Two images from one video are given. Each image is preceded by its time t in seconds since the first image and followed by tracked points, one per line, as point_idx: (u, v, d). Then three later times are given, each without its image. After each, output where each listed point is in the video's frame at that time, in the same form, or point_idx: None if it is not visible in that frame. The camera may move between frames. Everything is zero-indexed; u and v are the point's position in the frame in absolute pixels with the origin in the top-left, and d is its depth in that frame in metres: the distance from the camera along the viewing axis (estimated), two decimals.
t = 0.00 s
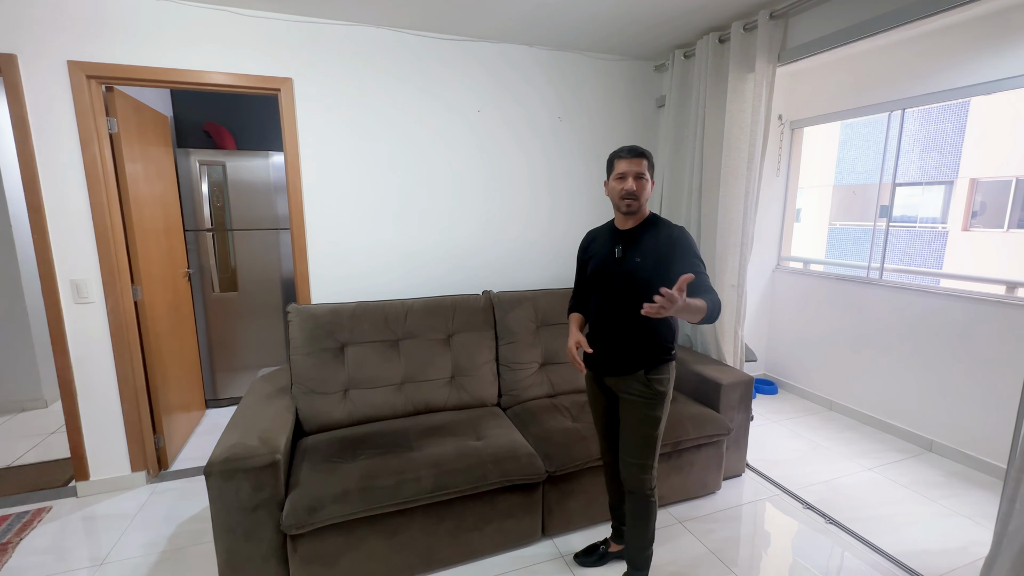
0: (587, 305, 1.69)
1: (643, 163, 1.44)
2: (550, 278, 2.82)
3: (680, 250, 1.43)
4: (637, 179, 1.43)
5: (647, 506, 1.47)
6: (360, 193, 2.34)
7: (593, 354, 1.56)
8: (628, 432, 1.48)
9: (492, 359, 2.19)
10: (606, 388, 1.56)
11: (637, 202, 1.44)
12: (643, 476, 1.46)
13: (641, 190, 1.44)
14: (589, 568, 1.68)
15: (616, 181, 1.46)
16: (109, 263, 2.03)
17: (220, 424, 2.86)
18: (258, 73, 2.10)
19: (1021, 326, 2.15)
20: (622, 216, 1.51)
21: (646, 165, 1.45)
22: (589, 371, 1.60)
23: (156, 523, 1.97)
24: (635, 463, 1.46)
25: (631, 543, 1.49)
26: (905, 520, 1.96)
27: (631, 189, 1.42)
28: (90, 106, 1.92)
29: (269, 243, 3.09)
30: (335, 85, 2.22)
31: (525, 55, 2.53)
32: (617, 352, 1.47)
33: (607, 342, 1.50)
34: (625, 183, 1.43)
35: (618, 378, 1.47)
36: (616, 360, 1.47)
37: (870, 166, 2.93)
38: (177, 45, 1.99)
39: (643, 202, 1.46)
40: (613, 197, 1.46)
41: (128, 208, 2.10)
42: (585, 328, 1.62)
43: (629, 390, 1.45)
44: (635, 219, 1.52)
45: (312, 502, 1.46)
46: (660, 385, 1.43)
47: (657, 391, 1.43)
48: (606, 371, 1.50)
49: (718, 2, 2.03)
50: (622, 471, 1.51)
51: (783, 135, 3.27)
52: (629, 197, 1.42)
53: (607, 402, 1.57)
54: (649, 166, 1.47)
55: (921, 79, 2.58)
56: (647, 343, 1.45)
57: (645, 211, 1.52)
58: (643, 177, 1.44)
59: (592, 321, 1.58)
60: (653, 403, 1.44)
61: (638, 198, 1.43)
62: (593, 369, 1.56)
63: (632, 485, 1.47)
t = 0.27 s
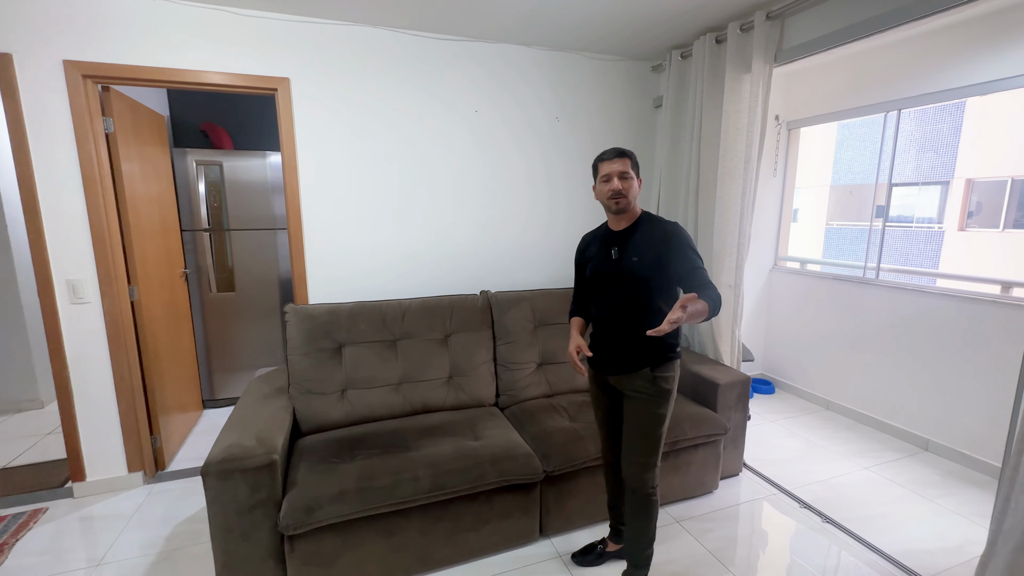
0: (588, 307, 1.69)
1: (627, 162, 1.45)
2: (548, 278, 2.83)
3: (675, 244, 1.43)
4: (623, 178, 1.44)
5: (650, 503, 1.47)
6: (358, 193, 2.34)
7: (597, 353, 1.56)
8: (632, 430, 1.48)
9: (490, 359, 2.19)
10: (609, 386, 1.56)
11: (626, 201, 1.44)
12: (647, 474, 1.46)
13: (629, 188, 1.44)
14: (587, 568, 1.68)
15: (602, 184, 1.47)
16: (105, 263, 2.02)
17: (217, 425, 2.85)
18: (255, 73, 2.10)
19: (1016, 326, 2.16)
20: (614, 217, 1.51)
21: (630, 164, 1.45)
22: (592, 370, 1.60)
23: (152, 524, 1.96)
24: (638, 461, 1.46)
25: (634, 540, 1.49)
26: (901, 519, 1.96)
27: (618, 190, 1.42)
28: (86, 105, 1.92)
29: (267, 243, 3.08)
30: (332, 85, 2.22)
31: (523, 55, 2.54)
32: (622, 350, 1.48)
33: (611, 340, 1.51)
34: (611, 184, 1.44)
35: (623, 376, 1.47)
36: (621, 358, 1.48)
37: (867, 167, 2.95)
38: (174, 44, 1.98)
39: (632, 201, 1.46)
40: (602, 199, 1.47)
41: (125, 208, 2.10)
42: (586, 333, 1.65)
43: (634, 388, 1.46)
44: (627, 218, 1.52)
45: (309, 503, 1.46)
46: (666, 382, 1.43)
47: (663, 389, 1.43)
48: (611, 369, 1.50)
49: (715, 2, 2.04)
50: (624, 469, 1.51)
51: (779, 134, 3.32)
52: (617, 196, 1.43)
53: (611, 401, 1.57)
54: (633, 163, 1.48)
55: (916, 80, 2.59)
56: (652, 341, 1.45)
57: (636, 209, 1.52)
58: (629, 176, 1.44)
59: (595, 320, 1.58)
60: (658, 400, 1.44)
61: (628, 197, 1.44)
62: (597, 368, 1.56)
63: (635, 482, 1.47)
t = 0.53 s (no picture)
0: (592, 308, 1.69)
1: (620, 163, 1.46)
2: (545, 278, 2.82)
3: (677, 241, 1.43)
4: (619, 179, 1.44)
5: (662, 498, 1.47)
6: (355, 193, 2.33)
7: (604, 351, 1.56)
8: (640, 427, 1.48)
9: (487, 359, 2.18)
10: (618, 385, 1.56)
11: (625, 201, 1.44)
12: (656, 471, 1.46)
13: (626, 188, 1.45)
14: (584, 568, 1.68)
15: (598, 187, 1.47)
16: (99, 263, 2.00)
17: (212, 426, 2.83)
18: (251, 72, 2.09)
19: (1010, 325, 2.18)
20: (614, 218, 1.51)
21: (622, 164, 1.47)
22: (600, 368, 1.60)
23: (148, 526, 1.95)
24: (649, 458, 1.46)
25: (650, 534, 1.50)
26: (897, 518, 1.97)
27: (617, 190, 1.43)
28: (80, 104, 1.90)
29: (262, 243, 3.07)
30: (328, 85, 2.21)
31: (520, 55, 2.53)
32: (630, 347, 1.47)
33: (618, 339, 1.51)
34: (608, 186, 1.44)
35: (631, 373, 1.47)
36: (629, 355, 1.47)
37: (862, 167, 2.96)
38: (169, 43, 1.97)
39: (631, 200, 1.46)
40: (601, 202, 1.46)
41: (119, 208, 2.08)
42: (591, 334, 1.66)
43: (642, 385, 1.45)
44: (627, 219, 1.52)
45: (306, 504, 1.45)
46: (674, 379, 1.43)
47: (671, 385, 1.43)
48: (618, 367, 1.51)
49: (711, 2, 2.04)
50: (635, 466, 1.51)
51: (775, 135, 3.32)
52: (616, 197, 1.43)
53: (620, 399, 1.58)
54: (626, 164, 1.49)
55: (912, 80, 2.60)
56: (660, 338, 1.44)
57: (635, 209, 1.52)
58: (624, 176, 1.45)
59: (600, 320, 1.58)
60: (668, 397, 1.43)
61: (626, 196, 1.44)
62: (605, 367, 1.57)
63: (648, 479, 1.47)
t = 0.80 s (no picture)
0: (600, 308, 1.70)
1: (637, 160, 1.46)
2: (541, 278, 2.82)
3: (689, 244, 1.45)
4: (633, 176, 1.45)
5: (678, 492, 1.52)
6: (350, 193, 2.32)
7: (610, 353, 1.57)
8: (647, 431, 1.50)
9: (483, 360, 2.18)
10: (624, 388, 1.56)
11: (637, 198, 1.46)
12: (667, 469, 1.50)
13: (640, 186, 1.45)
14: (581, 569, 1.68)
15: (613, 183, 1.49)
16: (90, 265, 1.98)
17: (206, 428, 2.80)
18: (244, 71, 2.07)
19: (1002, 324, 2.20)
20: (627, 215, 1.53)
21: (640, 162, 1.46)
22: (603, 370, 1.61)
23: (140, 530, 1.92)
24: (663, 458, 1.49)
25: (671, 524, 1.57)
26: (892, 516, 1.98)
27: (629, 187, 1.44)
28: (70, 104, 1.87)
29: (256, 244, 3.04)
30: (323, 84, 2.20)
31: (516, 55, 2.53)
32: (637, 352, 1.48)
33: (626, 341, 1.51)
34: (621, 182, 1.46)
35: (638, 377, 1.48)
36: (636, 360, 1.48)
37: (855, 167, 2.98)
38: (161, 42, 1.95)
39: (644, 198, 1.47)
40: (613, 198, 1.49)
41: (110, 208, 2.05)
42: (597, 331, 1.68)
43: (648, 391, 1.46)
44: (641, 216, 1.53)
45: (301, 507, 1.44)
46: (683, 380, 1.45)
47: (681, 387, 1.45)
48: (625, 371, 1.50)
49: (706, 3, 2.04)
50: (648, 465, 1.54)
51: (770, 137, 3.28)
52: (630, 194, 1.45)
53: (625, 401, 1.58)
54: (645, 162, 1.48)
55: (904, 81, 2.62)
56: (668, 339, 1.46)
57: (650, 207, 1.52)
58: (639, 173, 1.45)
59: (608, 322, 1.59)
60: (677, 399, 1.45)
61: (639, 194, 1.46)
62: (611, 371, 1.56)
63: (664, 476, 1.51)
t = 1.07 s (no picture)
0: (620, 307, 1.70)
1: (669, 160, 1.47)
2: (536, 278, 2.82)
3: (717, 248, 1.47)
4: (663, 175, 1.46)
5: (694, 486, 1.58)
6: (344, 193, 2.31)
7: (629, 356, 1.57)
8: (667, 432, 1.53)
9: (479, 361, 2.17)
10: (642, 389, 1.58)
11: (666, 197, 1.46)
12: (686, 465, 1.55)
13: (669, 185, 1.46)
14: (578, 569, 1.68)
15: (643, 180, 1.50)
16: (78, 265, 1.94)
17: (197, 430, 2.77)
18: (236, 69, 2.05)
19: (990, 323, 2.23)
20: (653, 215, 1.53)
21: (672, 161, 1.47)
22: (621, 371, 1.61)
23: (131, 535, 1.90)
24: (683, 454, 1.54)
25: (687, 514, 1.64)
26: (884, 514, 2.00)
27: (658, 185, 1.45)
28: (57, 102, 1.84)
29: (248, 244, 3.01)
30: (316, 83, 2.18)
31: (510, 54, 2.53)
32: (659, 355, 1.49)
33: (649, 345, 1.52)
34: (652, 180, 1.47)
35: (661, 379, 1.49)
36: (658, 364, 1.49)
37: (846, 168, 3.01)
38: (151, 39, 1.92)
39: (672, 198, 1.48)
40: (641, 195, 1.50)
41: (99, 208, 2.02)
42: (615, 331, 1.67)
43: (670, 394, 1.49)
44: (668, 218, 1.53)
45: (296, 510, 1.43)
46: (704, 381, 1.49)
47: (703, 387, 1.49)
48: (647, 374, 1.51)
49: (699, 4, 2.05)
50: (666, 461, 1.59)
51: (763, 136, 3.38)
52: (658, 193, 1.45)
53: (643, 402, 1.60)
54: (676, 162, 1.49)
55: (893, 83, 2.65)
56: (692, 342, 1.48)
57: (678, 208, 1.53)
58: (671, 173, 1.46)
59: (630, 324, 1.59)
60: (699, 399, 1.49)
61: (666, 193, 1.46)
62: (631, 373, 1.57)
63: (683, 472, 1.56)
